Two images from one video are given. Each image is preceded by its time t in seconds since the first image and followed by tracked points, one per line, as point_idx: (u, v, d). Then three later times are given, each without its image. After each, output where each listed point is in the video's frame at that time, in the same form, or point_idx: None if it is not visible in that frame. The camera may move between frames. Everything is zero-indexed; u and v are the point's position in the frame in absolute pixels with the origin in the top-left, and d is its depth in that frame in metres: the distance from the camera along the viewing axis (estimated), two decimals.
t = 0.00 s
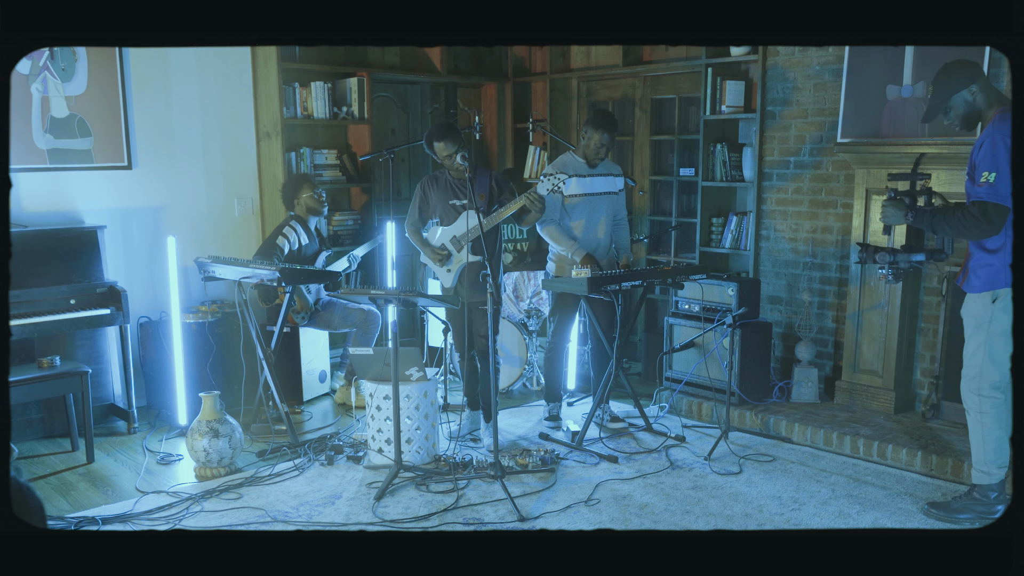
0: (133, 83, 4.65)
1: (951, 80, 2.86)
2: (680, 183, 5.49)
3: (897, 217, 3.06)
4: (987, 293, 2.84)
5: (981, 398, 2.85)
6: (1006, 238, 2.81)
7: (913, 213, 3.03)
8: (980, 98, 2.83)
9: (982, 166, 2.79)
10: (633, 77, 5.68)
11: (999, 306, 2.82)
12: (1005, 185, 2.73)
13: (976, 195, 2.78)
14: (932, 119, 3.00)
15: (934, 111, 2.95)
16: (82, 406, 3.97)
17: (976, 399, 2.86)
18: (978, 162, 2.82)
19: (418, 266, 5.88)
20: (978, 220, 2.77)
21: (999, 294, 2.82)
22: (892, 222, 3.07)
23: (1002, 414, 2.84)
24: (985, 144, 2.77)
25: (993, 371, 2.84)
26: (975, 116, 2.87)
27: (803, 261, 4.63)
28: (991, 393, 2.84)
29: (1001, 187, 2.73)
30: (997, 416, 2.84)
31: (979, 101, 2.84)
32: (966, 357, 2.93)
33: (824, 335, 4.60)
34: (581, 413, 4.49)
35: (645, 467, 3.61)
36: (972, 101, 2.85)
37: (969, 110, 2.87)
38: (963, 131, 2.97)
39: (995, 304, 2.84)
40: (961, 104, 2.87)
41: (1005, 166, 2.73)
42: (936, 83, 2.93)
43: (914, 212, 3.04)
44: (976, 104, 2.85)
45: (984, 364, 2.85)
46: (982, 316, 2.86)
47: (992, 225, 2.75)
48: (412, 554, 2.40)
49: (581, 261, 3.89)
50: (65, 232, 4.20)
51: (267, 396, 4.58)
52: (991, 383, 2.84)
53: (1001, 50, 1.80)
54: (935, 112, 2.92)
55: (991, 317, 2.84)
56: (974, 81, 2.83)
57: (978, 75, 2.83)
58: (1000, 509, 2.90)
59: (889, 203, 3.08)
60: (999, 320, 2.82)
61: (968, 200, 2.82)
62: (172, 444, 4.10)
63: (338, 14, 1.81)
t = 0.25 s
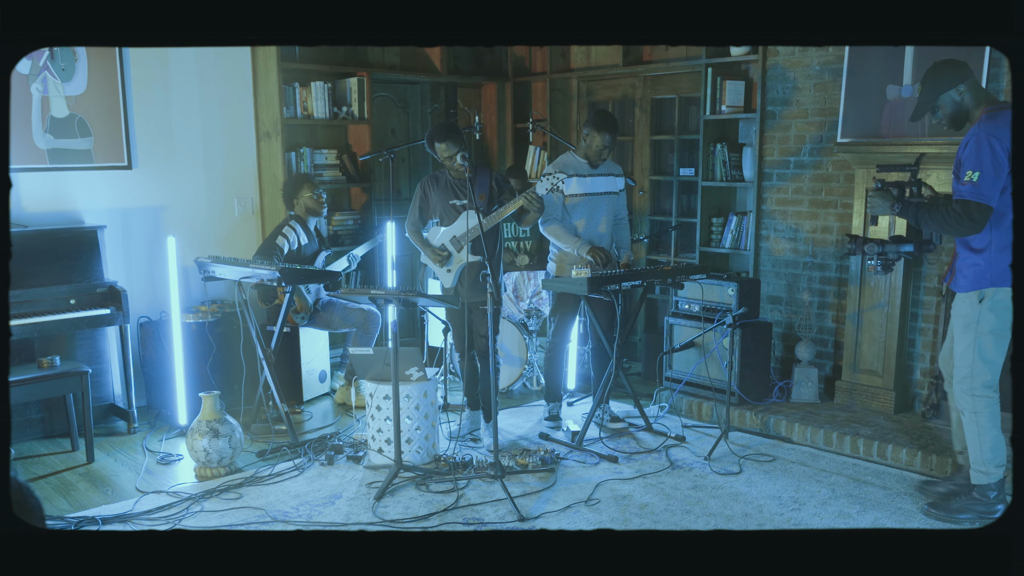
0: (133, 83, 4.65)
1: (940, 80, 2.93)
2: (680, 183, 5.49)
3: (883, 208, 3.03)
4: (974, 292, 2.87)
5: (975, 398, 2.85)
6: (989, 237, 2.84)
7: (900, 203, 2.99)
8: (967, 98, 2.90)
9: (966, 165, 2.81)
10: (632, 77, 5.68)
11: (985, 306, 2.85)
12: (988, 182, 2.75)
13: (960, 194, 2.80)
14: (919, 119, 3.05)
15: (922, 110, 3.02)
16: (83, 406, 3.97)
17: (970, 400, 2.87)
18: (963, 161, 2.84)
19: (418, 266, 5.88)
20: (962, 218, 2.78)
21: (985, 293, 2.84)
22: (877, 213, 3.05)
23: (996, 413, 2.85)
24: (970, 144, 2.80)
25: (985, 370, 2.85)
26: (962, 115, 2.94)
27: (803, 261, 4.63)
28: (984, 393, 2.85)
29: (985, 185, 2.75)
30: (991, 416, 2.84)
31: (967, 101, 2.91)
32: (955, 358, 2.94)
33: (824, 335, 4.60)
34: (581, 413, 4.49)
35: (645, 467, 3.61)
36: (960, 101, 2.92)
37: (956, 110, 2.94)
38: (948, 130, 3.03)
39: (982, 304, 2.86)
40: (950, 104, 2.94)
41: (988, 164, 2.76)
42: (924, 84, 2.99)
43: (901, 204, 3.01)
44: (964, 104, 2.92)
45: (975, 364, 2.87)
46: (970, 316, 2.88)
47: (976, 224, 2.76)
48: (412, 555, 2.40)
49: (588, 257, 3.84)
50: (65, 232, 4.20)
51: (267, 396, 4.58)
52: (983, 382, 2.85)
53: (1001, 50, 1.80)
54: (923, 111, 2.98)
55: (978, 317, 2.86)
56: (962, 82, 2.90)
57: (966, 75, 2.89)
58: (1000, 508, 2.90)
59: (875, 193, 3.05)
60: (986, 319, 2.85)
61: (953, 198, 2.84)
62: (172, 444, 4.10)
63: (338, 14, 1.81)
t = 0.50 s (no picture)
0: (133, 83, 4.65)
1: (928, 79, 2.95)
2: (680, 183, 5.49)
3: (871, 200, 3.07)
4: (959, 291, 2.91)
5: (967, 397, 2.87)
6: (973, 236, 2.88)
7: (887, 197, 3.02)
8: (955, 98, 2.94)
9: (952, 163, 2.83)
10: (632, 77, 5.68)
11: (971, 305, 2.89)
12: (973, 181, 2.78)
13: (944, 192, 2.83)
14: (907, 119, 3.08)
15: (909, 110, 3.03)
16: (82, 406, 3.96)
17: (962, 399, 2.89)
18: (949, 159, 2.86)
19: (418, 266, 5.88)
20: (944, 215, 2.81)
21: (971, 292, 2.88)
22: (866, 204, 3.08)
23: (987, 411, 2.87)
24: (956, 143, 2.82)
25: (975, 369, 2.87)
26: (949, 115, 2.97)
27: (803, 261, 4.63)
28: (976, 391, 2.87)
29: (969, 184, 2.78)
30: (983, 414, 2.86)
31: (955, 101, 2.94)
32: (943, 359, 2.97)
33: (824, 335, 4.59)
34: (581, 413, 4.49)
35: (645, 467, 3.61)
36: (948, 100, 2.95)
37: (944, 110, 2.96)
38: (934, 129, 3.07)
39: (968, 303, 2.90)
40: (938, 104, 2.96)
41: (973, 163, 2.78)
42: (911, 83, 3.01)
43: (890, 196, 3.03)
44: (951, 105, 2.95)
45: (965, 363, 2.89)
46: (957, 315, 2.92)
47: (959, 221, 2.79)
48: (411, 555, 2.40)
49: (588, 263, 3.83)
50: (65, 232, 4.20)
51: (267, 396, 4.58)
52: (975, 380, 2.87)
53: (1001, 50, 1.80)
54: (911, 110, 3.00)
55: (965, 316, 2.90)
56: (950, 82, 2.93)
57: (955, 75, 2.93)
58: (999, 507, 2.90)
59: (863, 185, 3.07)
60: (973, 318, 2.89)
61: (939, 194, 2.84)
62: (172, 444, 4.10)
63: (338, 14, 1.81)
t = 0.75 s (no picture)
0: (133, 83, 4.64)
1: (918, 79, 2.92)
2: (680, 183, 5.49)
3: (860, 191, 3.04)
4: (945, 289, 2.93)
5: (959, 394, 2.88)
6: (959, 235, 2.90)
7: (876, 187, 3.00)
8: (944, 99, 2.91)
9: (940, 161, 2.85)
10: (632, 77, 5.68)
11: (958, 302, 2.91)
12: (960, 180, 2.80)
13: (932, 188, 2.84)
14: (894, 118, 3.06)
15: (897, 109, 3.01)
16: (82, 406, 3.96)
17: (954, 397, 2.89)
18: (937, 158, 2.88)
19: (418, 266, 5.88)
20: (930, 213, 2.84)
21: (957, 290, 2.91)
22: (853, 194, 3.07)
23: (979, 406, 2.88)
24: (945, 142, 2.84)
25: (964, 366, 2.89)
26: (937, 115, 2.95)
27: (803, 261, 4.63)
28: (966, 388, 2.88)
29: (956, 182, 2.81)
30: (975, 410, 2.87)
31: (943, 102, 2.92)
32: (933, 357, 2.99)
33: (824, 335, 4.59)
34: (581, 413, 4.49)
35: (645, 467, 3.61)
36: (936, 101, 2.92)
37: (932, 110, 2.95)
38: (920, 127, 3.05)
39: (954, 302, 2.92)
40: (926, 104, 2.94)
41: (961, 162, 2.80)
42: (900, 82, 2.99)
43: (878, 186, 3.02)
44: (940, 105, 2.93)
45: (954, 361, 2.90)
46: (943, 313, 2.95)
47: (944, 219, 2.82)
48: (412, 555, 2.39)
49: (588, 264, 3.80)
50: (65, 232, 4.20)
51: (267, 396, 4.58)
52: (965, 377, 2.88)
53: (1001, 50, 1.80)
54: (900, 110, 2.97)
55: (953, 315, 2.92)
56: (940, 82, 2.90)
57: (944, 75, 2.90)
58: (998, 505, 2.90)
59: (853, 175, 3.05)
60: (960, 315, 2.91)
61: (928, 191, 2.86)
62: (173, 444, 4.10)
63: (338, 14, 1.81)
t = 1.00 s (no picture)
0: (133, 83, 4.64)
1: (910, 78, 2.94)
2: (680, 183, 5.49)
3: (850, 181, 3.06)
4: (931, 286, 2.97)
5: (946, 389, 2.91)
6: (946, 233, 2.93)
7: (866, 179, 3.02)
8: (935, 98, 2.95)
9: (930, 159, 2.88)
10: (632, 77, 5.69)
11: (944, 300, 2.96)
12: (948, 178, 2.83)
13: (922, 185, 2.87)
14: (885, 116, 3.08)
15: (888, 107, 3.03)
16: (82, 406, 3.96)
17: (942, 393, 2.93)
18: (927, 155, 2.91)
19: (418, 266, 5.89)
20: (919, 209, 2.87)
21: (942, 288, 2.95)
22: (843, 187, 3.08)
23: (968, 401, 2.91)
24: (935, 140, 2.87)
25: (951, 362, 2.93)
26: (928, 115, 2.99)
27: (803, 261, 4.63)
28: (954, 384, 2.91)
29: (945, 180, 2.83)
30: (964, 405, 2.90)
31: (933, 101, 2.96)
32: (920, 355, 3.03)
33: (824, 335, 4.59)
34: (581, 413, 4.49)
35: (645, 467, 3.61)
36: (927, 100, 2.96)
37: (923, 110, 2.98)
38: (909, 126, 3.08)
39: (940, 299, 2.97)
40: (917, 103, 2.97)
41: (951, 160, 2.83)
42: (893, 80, 3.01)
43: (868, 178, 3.04)
44: (930, 104, 2.97)
45: (941, 357, 2.94)
46: (929, 310, 2.99)
47: (931, 216, 2.85)
48: (412, 555, 2.39)
49: (588, 264, 3.79)
50: (65, 232, 4.21)
51: (267, 396, 4.58)
52: (952, 373, 2.92)
53: (1001, 50, 1.80)
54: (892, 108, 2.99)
55: (939, 312, 2.96)
56: (931, 81, 2.93)
57: (935, 75, 2.93)
58: (996, 501, 2.92)
59: (844, 166, 3.06)
60: (946, 312, 2.96)
61: (918, 187, 2.89)
62: (173, 444, 4.10)
63: (338, 14, 1.81)
